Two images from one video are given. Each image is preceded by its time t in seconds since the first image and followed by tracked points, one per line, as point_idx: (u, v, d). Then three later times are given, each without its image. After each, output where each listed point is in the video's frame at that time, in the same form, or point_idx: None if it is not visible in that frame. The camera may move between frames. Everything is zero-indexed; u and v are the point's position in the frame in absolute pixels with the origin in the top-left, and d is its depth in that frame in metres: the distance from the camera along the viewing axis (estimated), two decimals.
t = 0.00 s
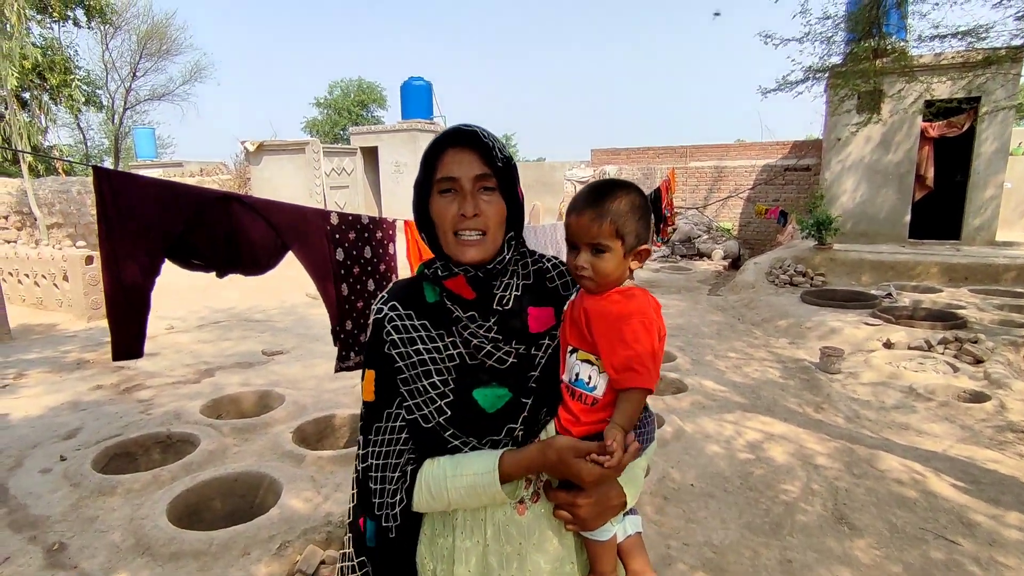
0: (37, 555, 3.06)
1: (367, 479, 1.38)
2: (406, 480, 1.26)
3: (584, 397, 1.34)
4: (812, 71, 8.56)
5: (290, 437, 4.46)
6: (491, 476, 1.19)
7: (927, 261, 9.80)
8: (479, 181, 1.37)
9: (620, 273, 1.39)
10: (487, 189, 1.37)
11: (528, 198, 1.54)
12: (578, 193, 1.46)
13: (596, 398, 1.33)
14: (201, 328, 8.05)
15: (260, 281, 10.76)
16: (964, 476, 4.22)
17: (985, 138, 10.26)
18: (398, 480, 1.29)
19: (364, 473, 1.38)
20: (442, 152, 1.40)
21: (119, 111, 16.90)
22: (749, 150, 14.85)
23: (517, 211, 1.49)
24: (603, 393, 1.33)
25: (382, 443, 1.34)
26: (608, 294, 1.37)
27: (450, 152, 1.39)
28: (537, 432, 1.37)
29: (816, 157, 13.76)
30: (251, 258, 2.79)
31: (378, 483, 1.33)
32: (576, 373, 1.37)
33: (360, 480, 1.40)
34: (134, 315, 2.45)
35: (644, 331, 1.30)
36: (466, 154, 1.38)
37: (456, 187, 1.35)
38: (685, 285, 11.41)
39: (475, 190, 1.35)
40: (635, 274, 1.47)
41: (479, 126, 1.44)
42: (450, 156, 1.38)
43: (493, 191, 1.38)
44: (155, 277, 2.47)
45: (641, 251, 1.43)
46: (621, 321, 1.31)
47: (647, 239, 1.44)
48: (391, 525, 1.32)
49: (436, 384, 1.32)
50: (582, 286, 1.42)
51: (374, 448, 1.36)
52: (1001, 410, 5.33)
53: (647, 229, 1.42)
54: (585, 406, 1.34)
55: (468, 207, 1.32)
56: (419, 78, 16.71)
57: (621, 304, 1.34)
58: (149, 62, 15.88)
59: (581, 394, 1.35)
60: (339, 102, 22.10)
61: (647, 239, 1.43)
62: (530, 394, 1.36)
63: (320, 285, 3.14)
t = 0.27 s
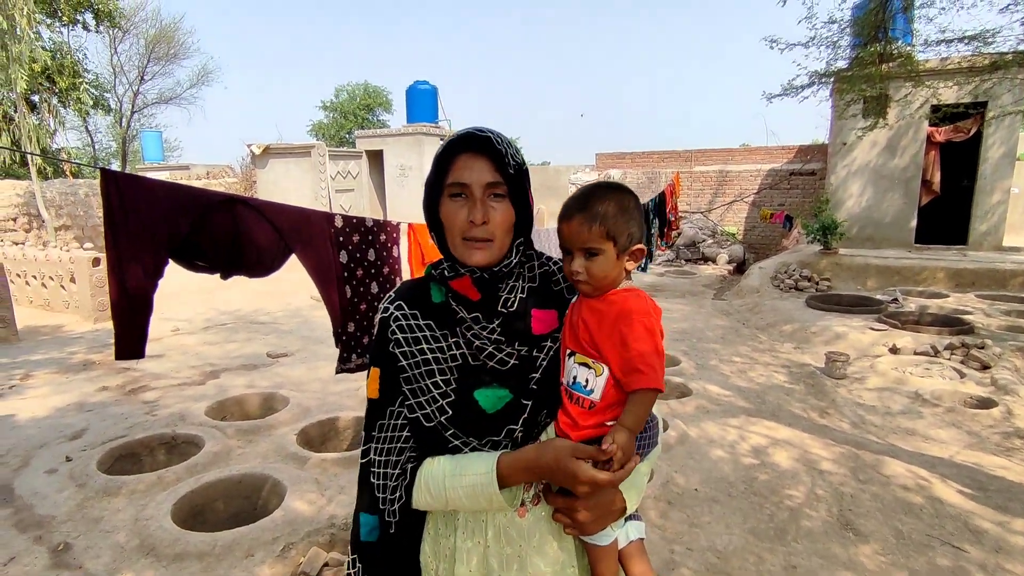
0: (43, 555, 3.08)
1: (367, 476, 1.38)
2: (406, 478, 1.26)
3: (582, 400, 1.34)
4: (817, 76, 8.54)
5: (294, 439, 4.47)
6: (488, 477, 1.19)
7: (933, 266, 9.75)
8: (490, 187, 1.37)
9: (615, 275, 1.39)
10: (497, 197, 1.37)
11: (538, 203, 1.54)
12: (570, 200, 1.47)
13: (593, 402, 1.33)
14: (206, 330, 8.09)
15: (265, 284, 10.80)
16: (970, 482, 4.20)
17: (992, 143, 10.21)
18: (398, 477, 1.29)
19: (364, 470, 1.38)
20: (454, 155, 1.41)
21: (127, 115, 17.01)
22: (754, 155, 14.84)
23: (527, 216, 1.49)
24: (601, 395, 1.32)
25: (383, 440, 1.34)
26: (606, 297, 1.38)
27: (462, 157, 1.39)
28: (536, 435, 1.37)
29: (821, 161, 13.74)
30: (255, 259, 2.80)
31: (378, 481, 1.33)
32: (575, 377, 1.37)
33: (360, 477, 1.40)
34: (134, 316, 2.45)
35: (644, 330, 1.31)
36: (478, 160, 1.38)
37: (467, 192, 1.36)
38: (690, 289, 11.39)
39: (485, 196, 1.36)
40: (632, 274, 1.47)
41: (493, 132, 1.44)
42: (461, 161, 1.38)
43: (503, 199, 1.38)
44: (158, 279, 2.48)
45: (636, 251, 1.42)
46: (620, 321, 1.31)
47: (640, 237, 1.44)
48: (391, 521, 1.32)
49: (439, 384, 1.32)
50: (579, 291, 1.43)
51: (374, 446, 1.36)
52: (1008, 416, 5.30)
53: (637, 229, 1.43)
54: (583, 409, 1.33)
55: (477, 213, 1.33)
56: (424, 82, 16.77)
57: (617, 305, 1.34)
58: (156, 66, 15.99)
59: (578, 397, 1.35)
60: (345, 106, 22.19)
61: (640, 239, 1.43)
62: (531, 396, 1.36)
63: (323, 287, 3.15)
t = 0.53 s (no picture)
0: (49, 554, 3.10)
1: (378, 472, 1.39)
2: (421, 475, 1.27)
3: (578, 406, 1.36)
4: (822, 79, 8.53)
5: (299, 440, 4.49)
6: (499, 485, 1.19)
7: (939, 271, 9.71)
8: (494, 189, 1.38)
9: (616, 275, 1.40)
10: (501, 198, 1.39)
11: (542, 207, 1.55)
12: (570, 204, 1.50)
13: (589, 407, 1.35)
14: (212, 331, 8.13)
15: (271, 286, 10.85)
16: (976, 488, 4.17)
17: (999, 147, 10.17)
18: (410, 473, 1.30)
19: (375, 466, 1.39)
20: (460, 156, 1.43)
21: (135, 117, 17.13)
22: (760, 158, 14.82)
23: (531, 219, 1.51)
24: (597, 400, 1.34)
25: (396, 436, 1.36)
26: (606, 301, 1.39)
27: (467, 158, 1.41)
28: (535, 443, 1.36)
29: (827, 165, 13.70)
30: (260, 261, 2.81)
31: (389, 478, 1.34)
32: (571, 382, 1.39)
33: (371, 473, 1.42)
34: (135, 319, 2.47)
35: (649, 332, 1.31)
36: (483, 161, 1.40)
37: (471, 193, 1.37)
38: (694, 293, 11.37)
39: (490, 196, 1.37)
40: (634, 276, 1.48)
41: (499, 134, 1.46)
42: (466, 161, 1.40)
43: (508, 199, 1.39)
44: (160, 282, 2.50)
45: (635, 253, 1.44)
46: (619, 323, 1.33)
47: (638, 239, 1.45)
48: (401, 521, 1.33)
49: (441, 384, 1.34)
50: (580, 295, 1.44)
51: (387, 442, 1.37)
52: (1015, 421, 5.27)
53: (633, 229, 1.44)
54: (579, 415, 1.35)
55: (481, 213, 1.34)
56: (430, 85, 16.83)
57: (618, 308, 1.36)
58: (164, 69, 16.12)
59: (575, 403, 1.36)
60: (351, 109, 22.29)
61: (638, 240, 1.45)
62: (531, 400, 1.36)
63: (326, 289, 3.16)
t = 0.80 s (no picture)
0: (58, 552, 3.13)
1: (381, 476, 1.38)
2: (427, 476, 1.31)
3: (581, 412, 1.40)
4: (829, 83, 8.49)
5: (304, 441, 4.51)
6: (510, 484, 1.23)
7: (946, 275, 9.66)
8: (501, 191, 1.40)
9: (618, 284, 1.42)
10: (508, 201, 1.41)
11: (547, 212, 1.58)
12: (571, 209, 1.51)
13: (592, 414, 1.38)
14: (218, 332, 8.18)
15: (277, 288, 10.90)
16: (982, 494, 4.15)
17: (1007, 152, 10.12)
18: (416, 474, 1.32)
19: (378, 470, 1.38)
20: (468, 158, 1.45)
21: (143, 120, 17.26)
22: (766, 162, 14.80)
23: (535, 223, 1.53)
24: (598, 409, 1.37)
25: (398, 440, 1.34)
26: (607, 310, 1.42)
27: (475, 159, 1.42)
28: (539, 446, 1.41)
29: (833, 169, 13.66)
30: (267, 263, 2.83)
31: (394, 481, 1.34)
32: (574, 389, 1.42)
33: (374, 477, 1.41)
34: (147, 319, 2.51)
35: (645, 351, 1.34)
36: (491, 164, 1.42)
37: (478, 193, 1.39)
38: (700, 297, 11.35)
39: (496, 199, 1.39)
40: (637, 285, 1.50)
41: (508, 137, 1.48)
42: (474, 163, 1.42)
43: (514, 202, 1.41)
44: (171, 283, 2.53)
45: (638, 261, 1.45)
46: (616, 333, 1.37)
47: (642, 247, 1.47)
48: (406, 523, 1.33)
49: (445, 388, 1.36)
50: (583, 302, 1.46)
51: (390, 446, 1.35)
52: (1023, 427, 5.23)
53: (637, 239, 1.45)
54: (580, 421, 1.40)
55: (488, 215, 1.36)
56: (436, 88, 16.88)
57: (616, 320, 1.39)
58: (173, 72, 16.24)
59: (577, 410, 1.40)
60: (358, 111, 22.38)
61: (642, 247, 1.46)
62: (535, 405, 1.39)
63: (332, 291, 3.19)
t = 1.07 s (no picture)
0: (64, 550, 3.14)
1: (388, 479, 1.40)
2: (430, 476, 1.31)
3: (583, 411, 1.40)
4: (834, 85, 8.47)
5: (308, 441, 4.52)
6: (514, 479, 1.24)
7: (952, 278, 9.63)
8: (505, 194, 1.40)
9: (626, 287, 1.42)
10: (511, 203, 1.41)
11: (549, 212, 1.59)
12: (580, 209, 1.50)
13: (593, 412, 1.38)
14: (223, 333, 8.20)
15: (281, 289, 10.93)
16: (988, 498, 4.13)
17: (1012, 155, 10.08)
18: (419, 475, 1.33)
19: (385, 472, 1.40)
20: (471, 160, 1.45)
21: (149, 121, 17.33)
22: (770, 165, 14.79)
23: (537, 223, 1.53)
24: (600, 407, 1.38)
25: (403, 442, 1.36)
26: (611, 313, 1.41)
27: (478, 163, 1.43)
28: (542, 445, 1.42)
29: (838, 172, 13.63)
30: (276, 263, 2.85)
31: (399, 484, 1.36)
32: (575, 388, 1.42)
33: (382, 480, 1.43)
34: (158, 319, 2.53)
35: (646, 356, 1.32)
36: (494, 167, 1.42)
37: (482, 197, 1.39)
38: (704, 299, 11.34)
39: (500, 202, 1.39)
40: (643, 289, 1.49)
41: (510, 140, 1.48)
42: (478, 166, 1.42)
43: (517, 205, 1.42)
44: (181, 282, 2.54)
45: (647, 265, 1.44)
46: (622, 337, 1.36)
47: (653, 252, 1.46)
48: (414, 525, 1.34)
49: (447, 388, 1.36)
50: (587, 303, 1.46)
51: (395, 449, 1.37)
52: None
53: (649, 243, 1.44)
54: (582, 420, 1.40)
55: (492, 218, 1.36)
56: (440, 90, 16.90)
57: (619, 324, 1.38)
58: (178, 74, 16.31)
59: (579, 408, 1.40)
60: (362, 113, 22.43)
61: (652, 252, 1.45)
62: (537, 404, 1.39)
63: (340, 292, 3.20)
